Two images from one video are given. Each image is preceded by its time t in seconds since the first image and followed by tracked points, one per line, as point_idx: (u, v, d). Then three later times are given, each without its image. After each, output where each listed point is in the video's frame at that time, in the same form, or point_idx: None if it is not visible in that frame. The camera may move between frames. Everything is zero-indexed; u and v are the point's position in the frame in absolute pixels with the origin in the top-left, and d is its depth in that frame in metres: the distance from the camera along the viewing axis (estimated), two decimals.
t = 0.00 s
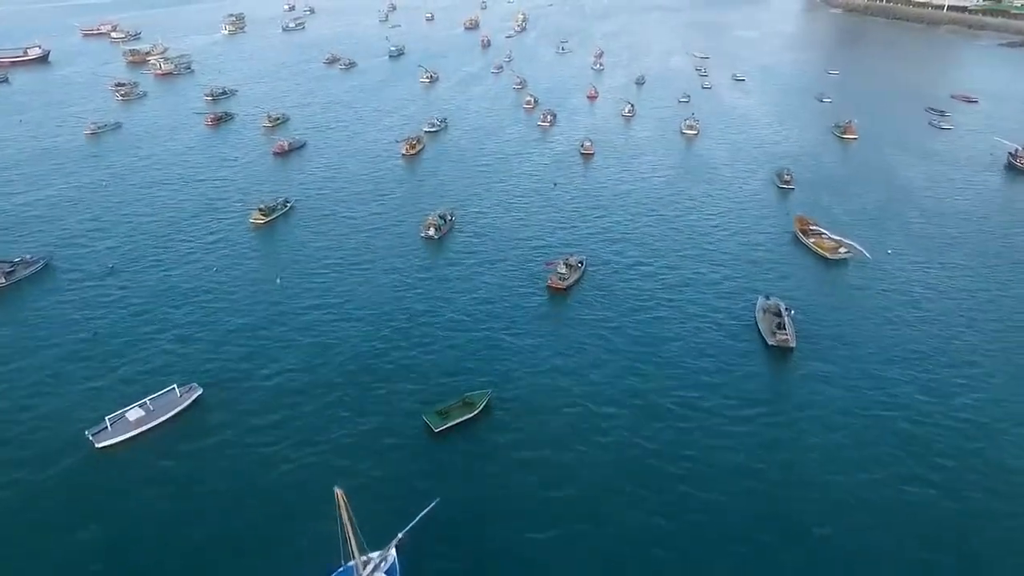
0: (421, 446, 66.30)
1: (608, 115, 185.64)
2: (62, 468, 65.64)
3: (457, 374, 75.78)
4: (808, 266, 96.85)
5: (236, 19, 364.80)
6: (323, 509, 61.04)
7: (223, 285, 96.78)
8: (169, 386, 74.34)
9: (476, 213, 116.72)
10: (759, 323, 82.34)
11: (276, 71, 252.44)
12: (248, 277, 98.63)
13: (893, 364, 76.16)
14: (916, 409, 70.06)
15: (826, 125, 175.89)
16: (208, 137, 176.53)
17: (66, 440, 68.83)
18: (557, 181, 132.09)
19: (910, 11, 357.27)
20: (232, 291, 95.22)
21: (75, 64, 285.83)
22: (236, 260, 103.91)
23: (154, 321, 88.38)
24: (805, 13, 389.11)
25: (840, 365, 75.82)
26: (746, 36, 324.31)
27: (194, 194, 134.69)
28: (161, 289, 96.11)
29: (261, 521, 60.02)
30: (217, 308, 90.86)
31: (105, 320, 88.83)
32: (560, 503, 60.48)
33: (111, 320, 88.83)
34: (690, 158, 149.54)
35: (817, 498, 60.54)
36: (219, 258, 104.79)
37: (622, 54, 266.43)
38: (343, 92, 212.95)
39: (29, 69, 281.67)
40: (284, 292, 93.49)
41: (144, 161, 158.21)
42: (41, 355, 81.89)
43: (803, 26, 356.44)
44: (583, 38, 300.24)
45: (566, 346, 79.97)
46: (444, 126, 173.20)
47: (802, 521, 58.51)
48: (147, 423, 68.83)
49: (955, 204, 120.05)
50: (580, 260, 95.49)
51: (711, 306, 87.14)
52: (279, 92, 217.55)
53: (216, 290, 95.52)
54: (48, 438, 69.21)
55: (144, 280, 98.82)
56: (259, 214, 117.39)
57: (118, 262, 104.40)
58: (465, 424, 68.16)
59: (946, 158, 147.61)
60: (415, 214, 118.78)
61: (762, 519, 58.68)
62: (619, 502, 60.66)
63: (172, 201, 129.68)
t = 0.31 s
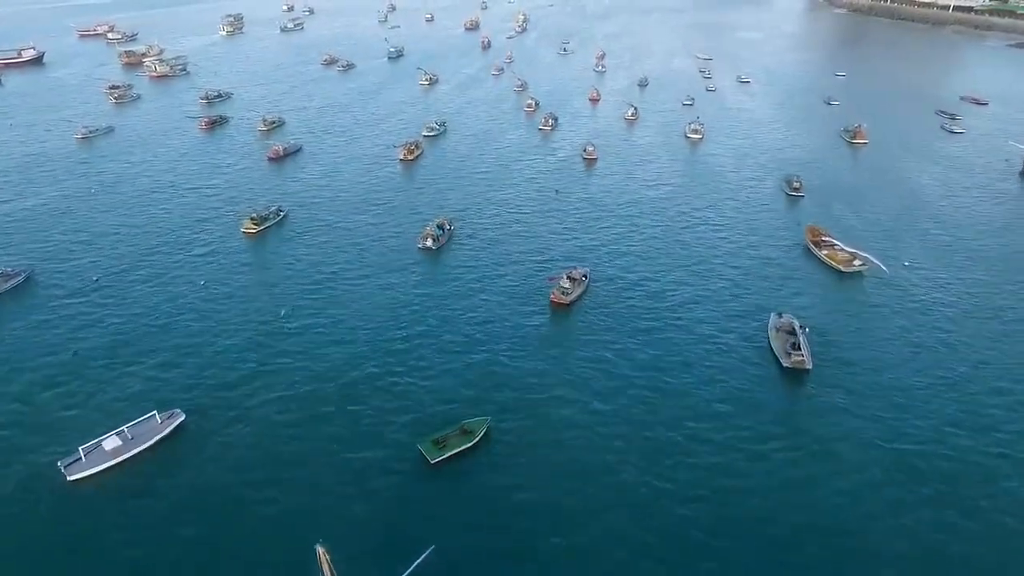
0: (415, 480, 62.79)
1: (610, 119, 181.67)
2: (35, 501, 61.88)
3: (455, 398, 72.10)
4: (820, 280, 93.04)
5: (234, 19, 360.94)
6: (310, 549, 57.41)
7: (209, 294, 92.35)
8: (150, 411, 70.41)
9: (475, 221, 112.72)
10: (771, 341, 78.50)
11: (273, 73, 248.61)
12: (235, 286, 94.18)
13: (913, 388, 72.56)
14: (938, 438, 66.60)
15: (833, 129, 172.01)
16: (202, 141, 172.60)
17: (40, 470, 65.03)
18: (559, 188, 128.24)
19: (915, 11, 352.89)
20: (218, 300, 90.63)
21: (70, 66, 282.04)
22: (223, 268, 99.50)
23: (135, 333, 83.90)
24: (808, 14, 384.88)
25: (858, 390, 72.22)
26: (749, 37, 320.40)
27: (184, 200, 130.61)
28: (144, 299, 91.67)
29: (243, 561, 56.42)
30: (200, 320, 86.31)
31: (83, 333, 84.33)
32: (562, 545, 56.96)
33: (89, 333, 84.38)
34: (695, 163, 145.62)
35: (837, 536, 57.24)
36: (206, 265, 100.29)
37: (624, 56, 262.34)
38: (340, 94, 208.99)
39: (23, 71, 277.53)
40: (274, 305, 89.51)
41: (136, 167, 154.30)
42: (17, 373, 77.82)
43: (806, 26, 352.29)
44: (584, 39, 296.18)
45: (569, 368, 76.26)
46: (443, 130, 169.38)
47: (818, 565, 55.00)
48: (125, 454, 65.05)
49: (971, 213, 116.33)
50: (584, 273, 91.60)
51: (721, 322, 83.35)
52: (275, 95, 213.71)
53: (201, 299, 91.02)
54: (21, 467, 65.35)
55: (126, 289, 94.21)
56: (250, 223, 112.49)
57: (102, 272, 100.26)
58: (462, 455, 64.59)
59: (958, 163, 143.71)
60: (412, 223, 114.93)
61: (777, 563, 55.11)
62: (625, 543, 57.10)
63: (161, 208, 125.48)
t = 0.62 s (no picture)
0: (410, 516, 59.10)
1: (612, 122, 177.75)
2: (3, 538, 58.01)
3: (452, 425, 68.42)
4: (834, 294, 89.29)
5: (232, 20, 357.28)
6: None
7: (195, 309, 88.51)
8: (129, 441, 66.54)
9: (474, 230, 108.81)
10: (785, 362, 74.87)
11: (270, 75, 244.84)
12: (223, 301, 90.41)
13: (936, 415, 68.97)
14: (964, 471, 62.93)
15: (841, 133, 168.18)
16: (195, 145, 168.81)
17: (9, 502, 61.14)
18: (561, 195, 124.31)
19: (920, 11, 348.58)
20: (204, 317, 86.83)
21: (64, 67, 278.36)
22: (211, 281, 95.61)
23: (115, 352, 80.08)
24: (810, 14, 380.78)
25: (877, 417, 68.65)
26: (752, 38, 316.66)
27: (174, 207, 126.64)
28: (127, 315, 87.68)
29: None
30: (185, 338, 82.49)
31: (61, 352, 80.40)
32: None
33: (67, 352, 80.46)
34: (701, 168, 141.64)
35: None
36: (193, 278, 96.46)
37: (626, 57, 258.60)
38: (338, 97, 205.23)
39: (16, 72, 273.80)
40: (264, 321, 85.60)
41: (127, 173, 150.45)
42: None
43: (810, 27, 348.32)
44: (585, 39, 292.25)
45: (572, 392, 72.56)
46: (442, 134, 165.52)
47: None
48: (99, 487, 61.18)
49: (987, 222, 112.48)
50: (588, 287, 87.81)
51: (732, 340, 79.64)
52: (271, 97, 209.89)
53: (186, 316, 87.22)
54: None
55: (108, 304, 90.34)
56: (241, 232, 108.43)
57: (85, 285, 96.33)
58: (459, 488, 60.96)
59: (971, 169, 139.72)
60: (409, 232, 110.95)
61: None
62: None
63: (150, 216, 121.70)
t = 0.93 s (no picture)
0: (403, 558, 55.37)
1: (615, 126, 173.85)
2: None
3: (449, 456, 64.79)
4: (849, 311, 85.58)
5: (229, 21, 353.56)
6: None
7: (180, 327, 84.68)
8: (105, 474, 62.89)
9: (473, 239, 104.80)
10: (801, 386, 71.22)
11: (266, 77, 241.08)
12: (210, 318, 86.61)
13: (959, 445, 65.37)
14: (993, 510, 59.20)
15: (849, 138, 164.37)
16: (188, 150, 164.97)
17: None
18: (563, 202, 120.41)
19: (924, 12, 344.53)
20: (190, 336, 83.10)
21: (58, 69, 274.43)
22: (198, 297, 91.74)
23: (95, 376, 76.33)
24: (814, 14, 376.46)
25: (898, 448, 64.90)
26: (755, 39, 312.75)
27: (163, 215, 122.53)
28: (108, 333, 83.87)
29: None
30: (168, 359, 78.68)
31: (39, 374, 76.70)
32: None
33: (44, 375, 76.64)
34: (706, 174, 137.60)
35: None
36: (180, 293, 92.64)
37: (628, 59, 254.67)
38: (335, 100, 201.55)
39: (10, 74, 270.16)
40: (253, 340, 81.80)
41: (117, 179, 146.60)
42: None
43: (813, 27, 344.43)
44: (587, 40, 288.27)
45: (576, 419, 68.88)
46: (441, 138, 161.67)
47: None
48: (71, 526, 57.52)
49: (1005, 233, 108.68)
50: (592, 302, 84.11)
51: (743, 362, 75.85)
52: (267, 100, 206.16)
53: (170, 334, 83.34)
54: None
55: (90, 322, 86.58)
56: (231, 242, 104.41)
57: (68, 300, 92.49)
58: (456, 527, 57.27)
59: (985, 176, 135.86)
60: (406, 241, 106.98)
61: None
62: None
63: (138, 225, 117.88)
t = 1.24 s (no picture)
0: None
1: (617, 130, 169.59)
2: None
3: (443, 494, 60.85)
4: (866, 331, 81.43)
5: (227, 21, 349.56)
6: None
7: (161, 350, 80.40)
8: (75, 515, 59.08)
9: (471, 252, 100.39)
10: (818, 414, 67.08)
11: (262, 79, 236.80)
12: (194, 339, 82.47)
13: (989, 484, 61.31)
14: None
15: (858, 143, 160.18)
16: (180, 156, 160.80)
17: None
18: (565, 211, 116.07)
19: (930, 12, 339.83)
20: (173, 358, 79.11)
21: (52, 71, 270.43)
22: (182, 316, 87.42)
23: (68, 405, 72.16)
24: (817, 14, 371.60)
25: (924, 487, 60.74)
26: (760, 40, 308.41)
27: (150, 225, 118.32)
28: (86, 356, 79.80)
29: None
30: (146, 387, 74.48)
31: (11, 401, 72.76)
32: None
33: (14, 404, 72.45)
34: (713, 180, 133.33)
35: None
36: (162, 311, 88.28)
37: (631, 61, 250.44)
38: (331, 104, 197.43)
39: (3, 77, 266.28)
40: (238, 363, 77.81)
41: (105, 186, 142.49)
42: None
43: (818, 28, 339.92)
44: (588, 41, 284.05)
45: (579, 452, 64.86)
46: (439, 142, 157.42)
47: None
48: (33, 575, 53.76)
49: None
50: (596, 322, 79.96)
51: (756, 389, 71.64)
52: (263, 104, 202.05)
53: (149, 357, 78.97)
54: None
55: (65, 344, 82.18)
56: (219, 256, 99.73)
57: (46, 317, 88.46)
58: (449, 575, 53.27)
59: (1001, 184, 131.51)
60: (401, 252, 102.64)
61: None
62: None
63: (124, 236, 113.82)
